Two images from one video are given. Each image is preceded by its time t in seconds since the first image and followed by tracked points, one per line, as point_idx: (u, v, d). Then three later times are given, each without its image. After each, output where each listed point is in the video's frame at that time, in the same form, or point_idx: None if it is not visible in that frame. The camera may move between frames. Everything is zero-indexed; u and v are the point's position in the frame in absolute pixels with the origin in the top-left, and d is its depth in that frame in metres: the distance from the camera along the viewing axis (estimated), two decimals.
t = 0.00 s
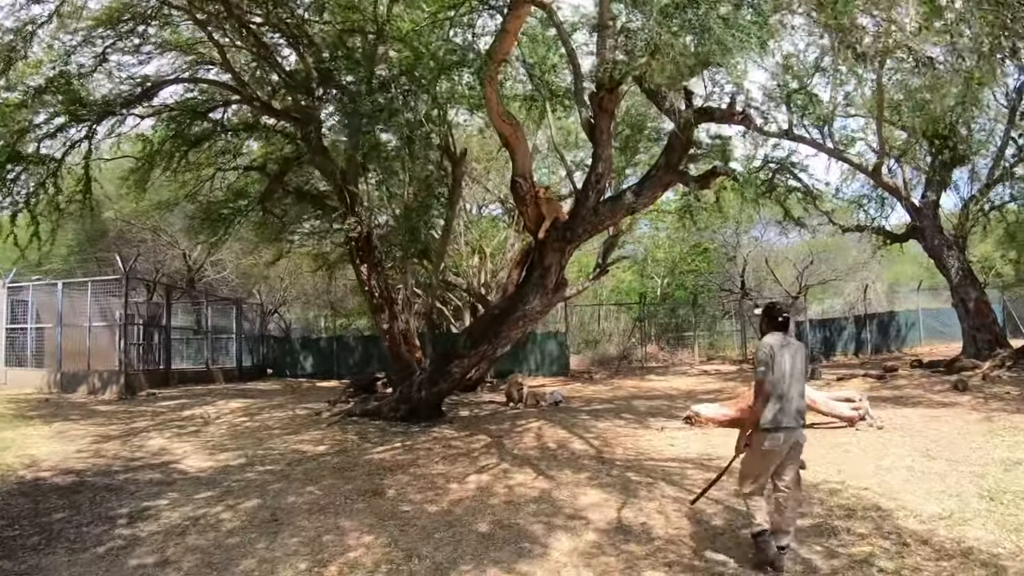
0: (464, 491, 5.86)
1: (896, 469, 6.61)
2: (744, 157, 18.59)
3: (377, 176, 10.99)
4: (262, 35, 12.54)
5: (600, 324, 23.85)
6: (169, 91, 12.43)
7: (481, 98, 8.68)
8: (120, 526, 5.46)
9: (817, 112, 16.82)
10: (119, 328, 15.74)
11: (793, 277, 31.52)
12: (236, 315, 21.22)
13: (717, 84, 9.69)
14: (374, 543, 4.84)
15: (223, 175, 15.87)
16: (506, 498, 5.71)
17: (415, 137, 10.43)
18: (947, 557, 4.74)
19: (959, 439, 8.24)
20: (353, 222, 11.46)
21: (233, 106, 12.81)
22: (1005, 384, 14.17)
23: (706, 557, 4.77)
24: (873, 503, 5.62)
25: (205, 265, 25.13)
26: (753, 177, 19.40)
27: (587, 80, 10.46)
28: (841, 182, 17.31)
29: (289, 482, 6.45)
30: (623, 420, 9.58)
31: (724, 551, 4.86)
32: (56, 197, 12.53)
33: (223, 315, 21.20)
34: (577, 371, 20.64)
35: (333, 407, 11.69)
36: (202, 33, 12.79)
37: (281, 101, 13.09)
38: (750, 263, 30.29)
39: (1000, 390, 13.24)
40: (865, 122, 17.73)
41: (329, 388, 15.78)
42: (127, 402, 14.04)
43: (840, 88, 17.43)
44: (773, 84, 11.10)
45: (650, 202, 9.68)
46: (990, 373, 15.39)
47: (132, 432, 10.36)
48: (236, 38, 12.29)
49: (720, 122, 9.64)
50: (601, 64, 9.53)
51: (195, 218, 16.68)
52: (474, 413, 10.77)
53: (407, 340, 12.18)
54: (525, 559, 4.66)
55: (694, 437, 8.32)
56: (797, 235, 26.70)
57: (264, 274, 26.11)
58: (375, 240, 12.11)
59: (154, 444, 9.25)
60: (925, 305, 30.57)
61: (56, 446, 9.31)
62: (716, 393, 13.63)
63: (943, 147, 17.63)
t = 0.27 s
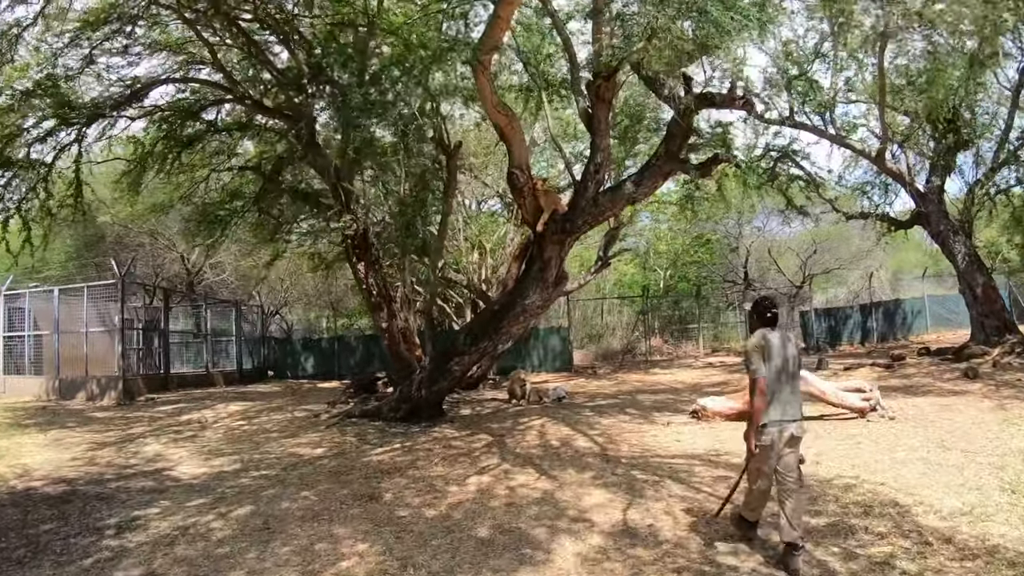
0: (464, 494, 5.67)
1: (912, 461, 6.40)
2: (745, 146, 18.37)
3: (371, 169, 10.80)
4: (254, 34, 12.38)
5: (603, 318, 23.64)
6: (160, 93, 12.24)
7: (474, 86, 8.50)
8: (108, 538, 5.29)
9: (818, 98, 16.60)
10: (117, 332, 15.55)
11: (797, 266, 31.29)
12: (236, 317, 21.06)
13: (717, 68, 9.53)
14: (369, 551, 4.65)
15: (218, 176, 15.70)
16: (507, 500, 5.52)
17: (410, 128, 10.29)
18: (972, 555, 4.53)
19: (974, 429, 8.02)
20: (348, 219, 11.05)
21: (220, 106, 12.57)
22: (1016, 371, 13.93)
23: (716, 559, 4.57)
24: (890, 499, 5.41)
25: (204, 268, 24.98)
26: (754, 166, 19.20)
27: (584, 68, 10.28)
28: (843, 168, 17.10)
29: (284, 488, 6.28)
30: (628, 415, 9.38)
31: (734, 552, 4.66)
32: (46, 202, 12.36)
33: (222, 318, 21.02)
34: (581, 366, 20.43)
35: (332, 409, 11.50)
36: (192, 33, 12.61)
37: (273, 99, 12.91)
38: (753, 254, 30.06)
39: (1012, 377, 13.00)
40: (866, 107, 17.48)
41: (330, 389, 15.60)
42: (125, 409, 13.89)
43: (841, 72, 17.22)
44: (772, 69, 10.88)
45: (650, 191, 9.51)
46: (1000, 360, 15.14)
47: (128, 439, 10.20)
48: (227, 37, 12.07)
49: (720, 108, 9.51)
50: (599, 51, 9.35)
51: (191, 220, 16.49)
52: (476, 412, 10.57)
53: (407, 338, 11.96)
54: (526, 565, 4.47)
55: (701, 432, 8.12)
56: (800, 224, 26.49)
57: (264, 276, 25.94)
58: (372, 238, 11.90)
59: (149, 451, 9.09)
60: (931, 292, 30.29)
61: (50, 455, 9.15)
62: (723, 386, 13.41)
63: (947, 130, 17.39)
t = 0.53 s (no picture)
0: (464, 506, 5.46)
1: (930, 468, 6.18)
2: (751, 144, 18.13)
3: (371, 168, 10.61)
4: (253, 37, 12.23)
5: (609, 320, 23.42)
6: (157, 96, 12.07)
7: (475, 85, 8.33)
8: (94, 551, 5.11)
9: (825, 95, 16.37)
10: (116, 338, 15.37)
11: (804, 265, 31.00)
12: (238, 321, 20.90)
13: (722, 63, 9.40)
14: (363, 567, 4.46)
15: (218, 179, 15.54)
16: (509, 512, 5.31)
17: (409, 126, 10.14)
18: (999, 570, 4.31)
19: (992, 433, 7.77)
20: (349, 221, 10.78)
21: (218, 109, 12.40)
22: None
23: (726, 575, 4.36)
24: (909, 511, 5.19)
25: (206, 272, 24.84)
26: (761, 164, 18.95)
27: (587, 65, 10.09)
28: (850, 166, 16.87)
29: (278, 499, 6.09)
30: (634, 420, 9.16)
31: (747, 569, 4.44)
32: (42, 207, 12.20)
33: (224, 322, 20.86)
34: (587, 369, 20.18)
35: (333, 414, 11.31)
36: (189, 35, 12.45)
37: (271, 101, 12.75)
38: (760, 254, 29.80)
39: None
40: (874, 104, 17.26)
41: (332, 394, 15.40)
42: (125, 415, 13.72)
43: (847, 69, 17.01)
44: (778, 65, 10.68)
45: (655, 191, 9.27)
46: (1015, 359, 14.85)
47: (124, 447, 10.03)
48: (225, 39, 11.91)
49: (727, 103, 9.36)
50: (602, 47, 9.18)
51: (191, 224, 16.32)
52: (479, 417, 10.36)
53: (409, 342, 11.73)
54: None
55: (710, 437, 7.89)
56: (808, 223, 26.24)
57: (267, 279, 25.78)
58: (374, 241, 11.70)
59: (145, 459, 8.91)
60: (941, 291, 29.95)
61: (44, 463, 8.98)
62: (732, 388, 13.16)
63: (955, 122, 17.33)
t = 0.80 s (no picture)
0: (464, 511, 5.27)
1: (950, 471, 5.95)
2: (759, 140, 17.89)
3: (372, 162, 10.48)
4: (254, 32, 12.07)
5: (616, 319, 23.20)
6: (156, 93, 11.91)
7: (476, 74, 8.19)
8: (80, 557, 4.95)
9: (834, 89, 16.12)
10: (117, 337, 15.21)
11: (813, 263, 30.71)
12: (241, 320, 20.74)
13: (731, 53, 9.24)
14: None
15: (219, 176, 15.40)
16: (511, 517, 5.11)
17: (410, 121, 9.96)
18: None
19: (1013, 433, 7.52)
20: (349, 216, 10.62)
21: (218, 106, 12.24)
22: None
23: None
24: (932, 517, 4.96)
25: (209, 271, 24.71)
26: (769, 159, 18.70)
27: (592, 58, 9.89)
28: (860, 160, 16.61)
29: (272, 503, 5.91)
30: (642, 420, 8.94)
31: None
32: (40, 204, 12.06)
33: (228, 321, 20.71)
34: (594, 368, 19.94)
35: (334, 415, 11.13)
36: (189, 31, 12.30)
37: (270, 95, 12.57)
38: (768, 251, 29.54)
39: None
40: (883, 98, 17.01)
41: (336, 393, 15.23)
42: (125, 416, 13.55)
43: (856, 62, 16.76)
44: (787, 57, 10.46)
45: (663, 184, 9.05)
46: None
47: (122, 448, 9.88)
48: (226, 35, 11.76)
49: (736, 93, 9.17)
50: (607, 37, 8.99)
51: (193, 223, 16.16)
52: (484, 417, 10.15)
53: (413, 341, 11.51)
54: None
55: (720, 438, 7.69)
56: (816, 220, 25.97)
57: (271, 278, 25.63)
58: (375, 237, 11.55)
59: (141, 460, 8.76)
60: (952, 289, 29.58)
61: (39, 464, 8.84)
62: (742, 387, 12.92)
63: (966, 115, 17.11)
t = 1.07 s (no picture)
0: (461, 522, 5.04)
1: (969, 483, 5.71)
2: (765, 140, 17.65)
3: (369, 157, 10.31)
4: (252, 28, 11.83)
5: (619, 321, 22.97)
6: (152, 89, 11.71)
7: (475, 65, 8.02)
8: (58, 566, 4.74)
9: (841, 88, 15.88)
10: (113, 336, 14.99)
11: (817, 265, 30.44)
12: (239, 319, 20.51)
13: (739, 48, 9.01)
14: None
15: (216, 174, 15.19)
16: (510, 529, 4.88)
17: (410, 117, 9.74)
18: None
19: None
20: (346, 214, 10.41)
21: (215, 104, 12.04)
22: None
23: None
24: (953, 532, 4.73)
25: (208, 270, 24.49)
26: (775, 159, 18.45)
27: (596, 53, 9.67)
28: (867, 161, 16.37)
29: (262, 511, 5.69)
30: (646, 425, 8.70)
31: None
32: (33, 200, 11.84)
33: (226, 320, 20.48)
34: (596, 370, 19.68)
35: (330, 417, 10.90)
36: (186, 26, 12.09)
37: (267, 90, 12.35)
38: (772, 253, 29.29)
39: None
40: (891, 99, 16.77)
41: (334, 395, 15.02)
42: (119, 416, 13.33)
43: (863, 61, 16.52)
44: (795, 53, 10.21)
45: (669, 181, 8.83)
46: None
47: (112, 449, 9.67)
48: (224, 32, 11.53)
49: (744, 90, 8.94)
50: (611, 31, 8.76)
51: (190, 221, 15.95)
52: (483, 420, 9.92)
53: (412, 342, 11.27)
54: None
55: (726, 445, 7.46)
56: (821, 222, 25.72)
57: (270, 276, 25.40)
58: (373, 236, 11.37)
59: (131, 463, 8.55)
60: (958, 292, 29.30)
61: (27, 466, 8.63)
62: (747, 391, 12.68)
63: (975, 117, 16.84)
